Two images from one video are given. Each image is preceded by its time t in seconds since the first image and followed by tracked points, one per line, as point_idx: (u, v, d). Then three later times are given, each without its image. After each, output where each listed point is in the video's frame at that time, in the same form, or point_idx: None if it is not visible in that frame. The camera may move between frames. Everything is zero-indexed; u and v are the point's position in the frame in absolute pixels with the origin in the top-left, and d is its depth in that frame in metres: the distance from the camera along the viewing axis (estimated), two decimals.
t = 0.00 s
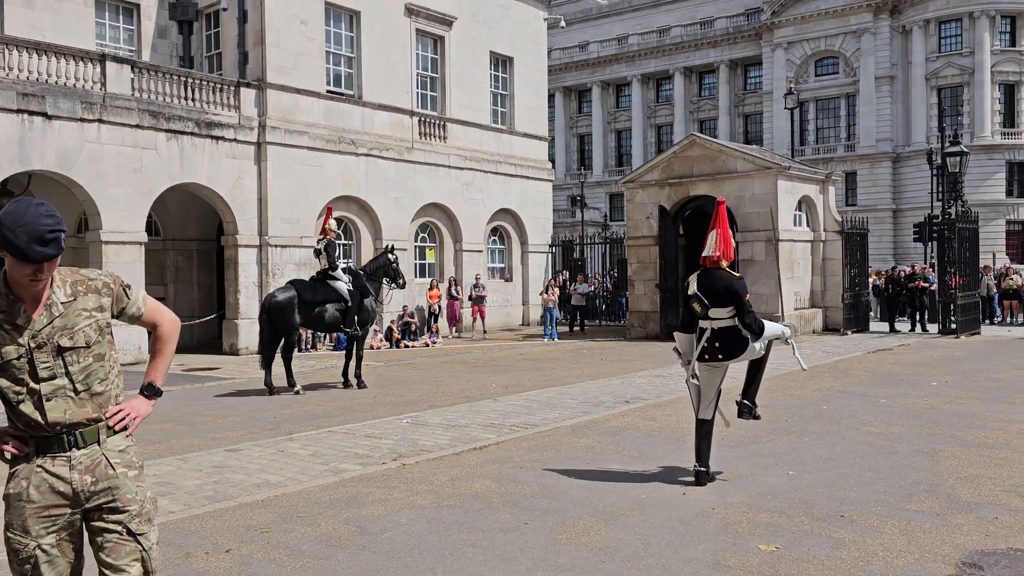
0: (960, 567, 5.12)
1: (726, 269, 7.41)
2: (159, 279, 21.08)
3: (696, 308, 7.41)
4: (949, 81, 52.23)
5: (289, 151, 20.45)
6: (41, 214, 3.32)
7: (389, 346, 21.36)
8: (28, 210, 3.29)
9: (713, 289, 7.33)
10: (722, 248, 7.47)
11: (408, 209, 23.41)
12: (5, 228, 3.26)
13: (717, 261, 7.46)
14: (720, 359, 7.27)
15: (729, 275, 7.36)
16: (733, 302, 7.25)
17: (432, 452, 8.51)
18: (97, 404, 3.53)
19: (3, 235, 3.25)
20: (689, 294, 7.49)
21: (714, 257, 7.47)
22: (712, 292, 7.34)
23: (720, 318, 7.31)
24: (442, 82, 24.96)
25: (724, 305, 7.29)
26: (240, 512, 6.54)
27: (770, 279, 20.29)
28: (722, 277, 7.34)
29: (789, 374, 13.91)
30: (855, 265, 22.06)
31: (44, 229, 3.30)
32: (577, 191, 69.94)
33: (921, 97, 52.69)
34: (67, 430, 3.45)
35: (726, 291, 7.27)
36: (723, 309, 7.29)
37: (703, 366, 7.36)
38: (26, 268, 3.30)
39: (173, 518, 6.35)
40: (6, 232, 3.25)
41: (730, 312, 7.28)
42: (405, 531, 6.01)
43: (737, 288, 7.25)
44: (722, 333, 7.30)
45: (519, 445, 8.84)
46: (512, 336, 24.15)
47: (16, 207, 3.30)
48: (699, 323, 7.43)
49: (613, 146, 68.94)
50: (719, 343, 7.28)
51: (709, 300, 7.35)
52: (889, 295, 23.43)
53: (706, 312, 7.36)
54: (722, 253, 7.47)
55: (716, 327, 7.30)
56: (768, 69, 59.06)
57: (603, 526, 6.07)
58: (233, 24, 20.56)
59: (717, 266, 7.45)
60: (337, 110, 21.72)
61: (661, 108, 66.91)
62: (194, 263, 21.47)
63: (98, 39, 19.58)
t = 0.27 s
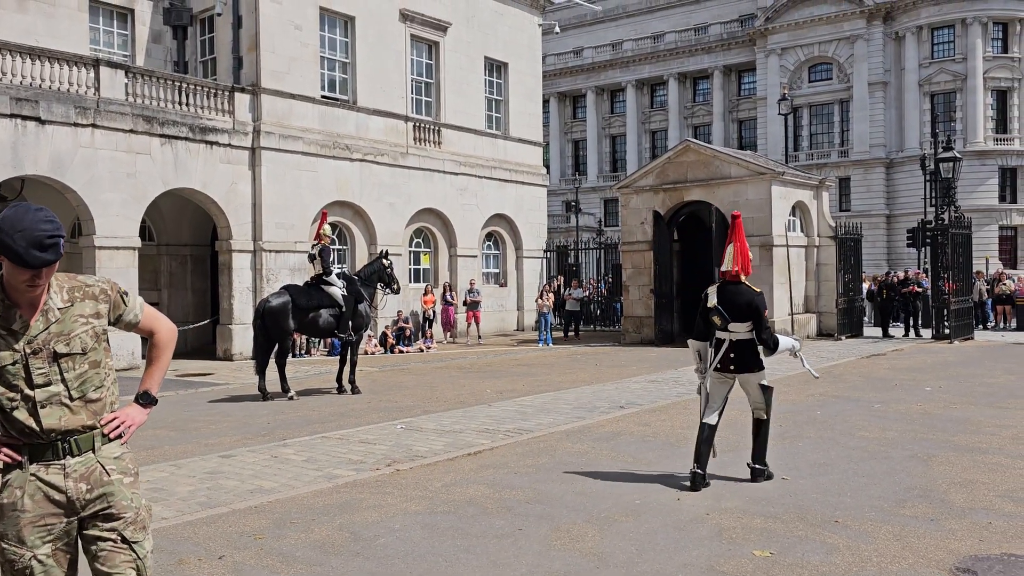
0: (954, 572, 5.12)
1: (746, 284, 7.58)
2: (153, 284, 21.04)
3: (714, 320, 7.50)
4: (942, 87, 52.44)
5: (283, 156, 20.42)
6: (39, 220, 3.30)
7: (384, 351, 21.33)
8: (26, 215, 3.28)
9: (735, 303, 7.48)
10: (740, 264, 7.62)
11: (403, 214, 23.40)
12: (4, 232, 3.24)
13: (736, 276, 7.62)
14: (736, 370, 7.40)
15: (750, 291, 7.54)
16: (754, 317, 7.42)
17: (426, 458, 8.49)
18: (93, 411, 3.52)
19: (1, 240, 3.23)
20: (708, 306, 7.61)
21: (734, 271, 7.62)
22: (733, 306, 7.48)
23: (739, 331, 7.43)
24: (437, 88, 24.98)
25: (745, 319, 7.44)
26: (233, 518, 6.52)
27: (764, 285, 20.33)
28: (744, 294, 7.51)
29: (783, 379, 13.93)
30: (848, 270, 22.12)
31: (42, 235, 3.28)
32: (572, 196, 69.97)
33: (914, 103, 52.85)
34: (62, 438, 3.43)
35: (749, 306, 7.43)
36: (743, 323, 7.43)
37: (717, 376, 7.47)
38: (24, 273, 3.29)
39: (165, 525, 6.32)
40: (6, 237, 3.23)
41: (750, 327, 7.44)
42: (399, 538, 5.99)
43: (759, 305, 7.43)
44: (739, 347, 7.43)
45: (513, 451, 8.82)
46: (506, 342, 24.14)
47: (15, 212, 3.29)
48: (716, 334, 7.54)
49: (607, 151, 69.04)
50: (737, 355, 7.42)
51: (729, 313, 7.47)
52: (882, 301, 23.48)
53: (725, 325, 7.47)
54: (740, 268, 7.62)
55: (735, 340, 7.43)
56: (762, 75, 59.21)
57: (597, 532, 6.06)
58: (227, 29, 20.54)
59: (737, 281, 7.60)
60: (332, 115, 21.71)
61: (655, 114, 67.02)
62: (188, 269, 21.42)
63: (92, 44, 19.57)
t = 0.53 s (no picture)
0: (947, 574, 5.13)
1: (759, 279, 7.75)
2: (147, 286, 21.01)
3: (727, 313, 7.69)
4: (936, 90, 52.61)
5: (278, 158, 20.42)
6: (52, 223, 3.32)
7: (379, 354, 21.31)
8: (39, 219, 3.30)
9: (748, 297, 7.65)
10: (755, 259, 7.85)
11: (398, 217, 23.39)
12: (17, 234, 3.26)
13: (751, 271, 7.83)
14: (745, 364, 7.57)
15: (763, 285, 7.70)
16: (766, 310, 7.55)
17: (421, 460, 8.49)
18: (94, 418, 3.50)
19: (14, 242, 3.25)
20: (722, 297, 7.78)
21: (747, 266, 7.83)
22: (747, 300, 7.66)
23: (751, 324, 7.57)
24: (432, 90, 24.98)
25: (757, 313, 7.57)
26: (227, 521, 6.51)
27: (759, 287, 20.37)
28: (757, 288, 7.65)
29: (778, 381, 13.95)
30: (843, 272, 22.12)
31: (55, 239, 3.30)
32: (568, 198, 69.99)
33: (909, 106, 53.00)
34: (62, 445, 3.41)
35: (763, 299, 7.59)
36: (754, 317, 7.57)
37: (728, 369, 7.66)
38: (35, 275, 3.29)
39: (159, 527, 6.31)
40: (19, 239, 3.25)
41: (761, 321, 7.57)
42: (393, 540, 5.98)
43: (772, 300, 7.59)
44: (750, 339, 7.59)
45: (508, 453, 8.83)
46: (502, 344, 24.13)
47: (28, 216, 3.31)
48: (727, 327, 7.71)
49: (603, 154, 69.09)
50: (746, 349, 7.58)
51: (742, 306, 7.65)
52: (877, 303, 23.54)
53: (737, 317, 7.62)
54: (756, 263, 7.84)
55: (746, 333, 7.59)
56: (757, 77, 59.32)
57: (592, 534, 6.06)
58: (222, 31, 20.52)
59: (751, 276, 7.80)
60: (327, 117, 21.71)
61: (651, 116, 67.09)
62: (182, 271, 21.39)
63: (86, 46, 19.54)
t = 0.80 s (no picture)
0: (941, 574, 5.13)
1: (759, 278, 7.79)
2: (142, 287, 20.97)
3: (728, 310, 7.70)
4: (931, 91, 52.73)
5: (274, 158, 20.40)
6: (87, 227, 3.15)
7: (374, 354, 21.31)
8: (72, 220, 3.14)
9: (749, 295, 7.68)
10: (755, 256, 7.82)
11: (392, 217, 23.38)
12: (49, 235, 3.10)
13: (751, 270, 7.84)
14: (746, 362, 7.56)
15: (764, 284, 7.75)
16: (767, 309, 7.61)
17: (417, 460, 8.48)
18: (106, 425, 3.37)
19: (46, 243, 3.09)
20: (722, 296, 7.80)
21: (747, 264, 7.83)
22: (748, 298, 7.68)
23: (752, 322, 7.60)
24: (428, 90, 24.98)
25: (758, 312, 7.61)
26: (221, 522, 6.49)
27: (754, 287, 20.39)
28: (759, 286, 7.68)
29: (773, 381, 13.97)
30: (838, 273, 22.09)
31: (89, 243, 3.13)
32: (563, 199, 70.05)
33: (904, 107, 53.11)
34: (73, 452, 3.27)
35: (764, 297, 7.63)
36: (755, 315, 7.61)
37: (728, 367, 7.66)
38: (65, 278, 3.14)
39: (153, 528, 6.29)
40: (52, 241, 3.09)
41: (762, 320, 7.61)
42: (387, 541, 5.97)
43: (773, 298, 7.64)
44: (750, 337, 7.59)
45: (503, 453, 8.82)
46: (497, 344, 24.12)
47: (62, 216, 3.14)
48: (727, 325, 7.72)
49: (598, 154, 69.15)
50: (747, 347, 7.57)
51: (743, 304, 7.68)
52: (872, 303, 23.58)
53: (738, 315, 7.65)
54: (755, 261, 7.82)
55: (746, 331, 7.60)
56: (752, 78, 59.40)
57: (587, 534, 6.06)
58: (217, 31, 20.49)
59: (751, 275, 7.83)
60: (322, 117, 21.69)
61: (646, 117, 67.15)
62: (177, 271, 21.36)
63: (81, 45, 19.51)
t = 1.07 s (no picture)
0: (934, 572, 5.15)
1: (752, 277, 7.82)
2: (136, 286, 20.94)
3: (722, 310, 7.74)
4: (926, 90, 52.82)
5: (270, 157, 20.38)
6: (124, 222, 3.13)
7: (369, 353, 21.29)
8: (109, 216, 3.10)
9: (741, 294, 7.71)
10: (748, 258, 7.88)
11: (388, 216, 23.36)
12: (85, 231, 3.07)
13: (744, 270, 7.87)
14: (741, 360, 7.55)
15: (756, 283, 7.77)
16: (759, 307, 7.63)
17: (413, 459, 8.48)
18: (129, 425, 3.34)
19: (83, 239, 3.05)
20: (715, 296, 7.84)
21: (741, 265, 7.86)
22: (740, 298, 7.71)
23: (745, 321, 7.62)
24: (423, 89, 24.95)
25: (750, 310, 7.64)
26: (216, 521, 6.49)
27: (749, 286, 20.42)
28: (751, 285, 7.71)
29: (769, 380, 13.99)
30: (833, 272, 22.20)
31: (127, 239, 3.10)
32: (559, 198, 70.07)
33: (899, 106, 53.19)
34: (96, 451, 3.24)
35: (756, 296, 7.66)
36: (748, 314, 7.64)
37: (724, 367, 7.66)
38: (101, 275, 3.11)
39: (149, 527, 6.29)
40: (89, 238, 3.05)
41: (755, 318, 7.63)
42: (382, 540, 5.98)
43: (765, 296, 7.66)
44: (744, 336, 7.60)
45: (499, 452, 8.83)
46: (493, 343, 24.11)
47: (98, 211, 3.11)
48: (722, 325, 7.74)
49: (594, 153, 69.17)
50: (741, 346, 7.56)
51: (736, 304, 7.71)
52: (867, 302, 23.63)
53: (731, 314, 7.68)
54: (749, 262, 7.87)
55: (741, 330, 7.61)
56: (748, 77, 59.44)
57: (582, 533, 6.07)
58: (213, 29, 20.44)
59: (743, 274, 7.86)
60: (318, 116, 21.66)
61: (642, 116, 67.18)
62: (172, 270, 21.35)
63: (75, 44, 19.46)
